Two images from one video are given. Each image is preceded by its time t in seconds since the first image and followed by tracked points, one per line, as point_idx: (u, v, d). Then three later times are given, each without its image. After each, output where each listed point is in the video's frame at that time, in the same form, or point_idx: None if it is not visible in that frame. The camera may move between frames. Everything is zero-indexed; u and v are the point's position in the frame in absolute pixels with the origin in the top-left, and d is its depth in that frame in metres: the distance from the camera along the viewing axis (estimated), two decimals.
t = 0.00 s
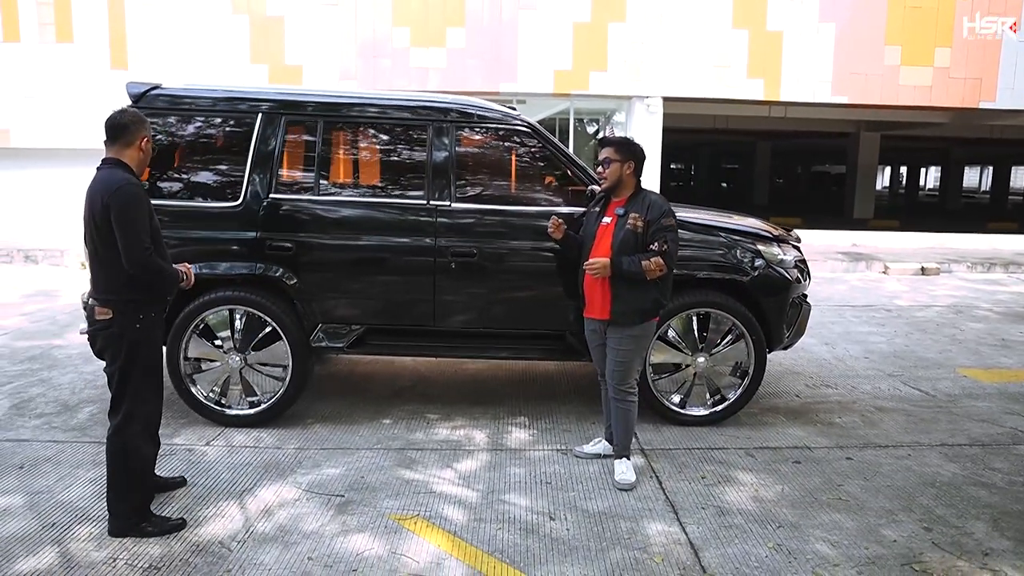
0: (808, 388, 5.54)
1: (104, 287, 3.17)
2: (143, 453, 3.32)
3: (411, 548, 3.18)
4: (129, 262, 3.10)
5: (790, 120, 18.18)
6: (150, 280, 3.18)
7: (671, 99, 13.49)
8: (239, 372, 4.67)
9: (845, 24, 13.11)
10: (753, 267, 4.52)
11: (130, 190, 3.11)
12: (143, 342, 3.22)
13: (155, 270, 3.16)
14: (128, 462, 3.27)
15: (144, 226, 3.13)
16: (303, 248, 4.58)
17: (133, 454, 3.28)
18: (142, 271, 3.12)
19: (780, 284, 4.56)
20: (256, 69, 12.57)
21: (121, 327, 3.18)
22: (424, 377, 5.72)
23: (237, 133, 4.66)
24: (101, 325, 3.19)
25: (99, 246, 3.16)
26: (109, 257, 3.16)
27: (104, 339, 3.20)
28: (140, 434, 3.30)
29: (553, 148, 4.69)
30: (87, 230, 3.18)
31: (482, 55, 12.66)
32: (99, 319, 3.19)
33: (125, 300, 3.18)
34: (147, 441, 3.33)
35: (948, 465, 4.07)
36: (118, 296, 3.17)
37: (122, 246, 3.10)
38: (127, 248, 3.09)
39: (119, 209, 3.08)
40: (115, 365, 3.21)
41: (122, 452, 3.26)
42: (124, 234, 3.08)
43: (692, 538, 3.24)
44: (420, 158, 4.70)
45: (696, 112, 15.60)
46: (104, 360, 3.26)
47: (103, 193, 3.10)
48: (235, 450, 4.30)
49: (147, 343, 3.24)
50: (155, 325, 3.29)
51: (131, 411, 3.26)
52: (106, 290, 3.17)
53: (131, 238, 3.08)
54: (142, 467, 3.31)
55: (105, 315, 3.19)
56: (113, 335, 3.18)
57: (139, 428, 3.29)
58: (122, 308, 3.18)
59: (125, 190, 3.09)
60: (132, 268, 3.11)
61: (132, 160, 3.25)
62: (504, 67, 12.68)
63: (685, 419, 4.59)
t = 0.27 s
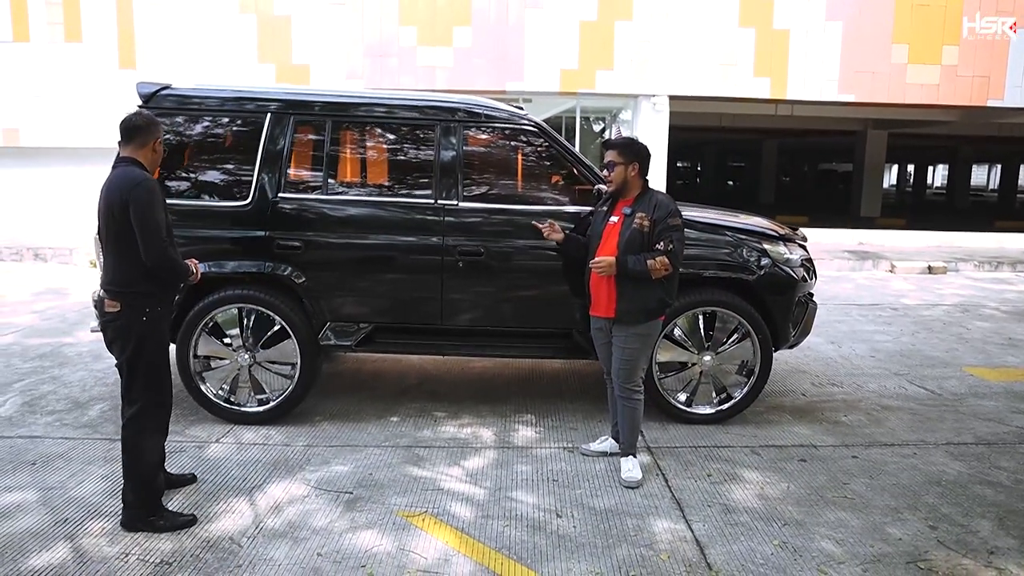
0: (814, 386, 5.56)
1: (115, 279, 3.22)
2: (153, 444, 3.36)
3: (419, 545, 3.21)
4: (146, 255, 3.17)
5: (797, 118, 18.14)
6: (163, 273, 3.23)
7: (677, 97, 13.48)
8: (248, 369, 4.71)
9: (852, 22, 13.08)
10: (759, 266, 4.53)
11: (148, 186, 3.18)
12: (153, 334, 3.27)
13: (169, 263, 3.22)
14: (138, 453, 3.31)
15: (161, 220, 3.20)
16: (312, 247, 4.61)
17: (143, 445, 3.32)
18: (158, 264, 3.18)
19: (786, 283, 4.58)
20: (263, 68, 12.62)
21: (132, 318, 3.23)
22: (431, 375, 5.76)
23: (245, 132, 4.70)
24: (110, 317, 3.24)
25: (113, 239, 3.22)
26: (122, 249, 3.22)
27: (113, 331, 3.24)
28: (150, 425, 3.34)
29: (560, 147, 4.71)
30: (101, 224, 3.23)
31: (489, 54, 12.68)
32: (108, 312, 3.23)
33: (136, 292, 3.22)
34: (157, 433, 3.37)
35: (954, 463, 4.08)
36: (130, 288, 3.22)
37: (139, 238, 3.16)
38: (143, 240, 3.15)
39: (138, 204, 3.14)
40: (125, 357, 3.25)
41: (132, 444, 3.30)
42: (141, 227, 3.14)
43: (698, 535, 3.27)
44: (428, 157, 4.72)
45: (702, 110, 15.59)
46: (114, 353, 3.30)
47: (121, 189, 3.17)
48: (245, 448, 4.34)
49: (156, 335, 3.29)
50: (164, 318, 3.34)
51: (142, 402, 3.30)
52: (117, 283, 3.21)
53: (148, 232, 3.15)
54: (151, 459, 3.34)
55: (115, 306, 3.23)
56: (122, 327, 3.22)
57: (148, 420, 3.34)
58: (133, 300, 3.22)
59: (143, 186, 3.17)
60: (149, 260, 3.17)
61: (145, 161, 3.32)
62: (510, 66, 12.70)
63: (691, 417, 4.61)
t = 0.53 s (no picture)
0: (818, 386, 5.56)
1: (117, 275, 3.25)
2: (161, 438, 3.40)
3: (424, 543, 3.22)
4: (144, 251, 3.18)
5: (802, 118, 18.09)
6: (162, 269, 3.25)
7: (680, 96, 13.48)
8: (253, 368, 4.73)
9: (856, 21, 13.06)
10: (764, 266, 4.53)
11: (149, 184, 3.20)
12: (155, 329, 3.29)
13: (168, 259, 3.23)
14: (147, 446, 3.37)
15: (161, 217, 3.21)
16: (316, 246, 4.62)
17: (150, 438, 3.37)
18: (156, 260, 3.19)
19: (790, 283, 4.58)
20: (267, 68, 12.65)
21: (134, 314, 3.26)
22: (436, 374, 5.77)
23: (250, 132, 4.71)
24: (115, 313, 3.28)
25: (115, 236, 3.24)
26: (124, 246, 3.23)
27: (117, 326, 3.28)
28: (157, 419, 3.38)
29: (564, 146, 4.72)
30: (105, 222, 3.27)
31: (492, 53, 12.69)
32: (113, 307, 3.27)
33: (138, 288, 3.25)
34: (165, 426, 3.42)
35: (958, 463, 4.08)
36: (132, 283, 3.25)
37: (138, 234, 3.18)
38: (142, 237, 3.17)
39: (139, 202, 3.16)
40: (129, 353, 3.28)
41: (142, 437, 3.37)
42: (140, 224, 3.16)
43: (702, 534, 3.27)
44: (432, 156, 4.73)
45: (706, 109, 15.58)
46: (120, 348, 3.34)
47: (124, 187, 3.19)
48: (250, 446, 4.36)
49: (159, 329, 3.31)
50: (167, 313, 3.36)
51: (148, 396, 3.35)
52: (120, 278, 3.25)
53: (147, 228, 3.16)
54: (160, 452, 3.39)
55: (118, 302, 3.27)
56: (125, 322, 3.26)
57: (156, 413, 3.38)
58: (135, 296, 3.26)
59: (145, 185, 3.18)
60: (147, 257, 3.19)
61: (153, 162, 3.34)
62: (514, 65, 12.71)
63: (695, 416, 4.62)
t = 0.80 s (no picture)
0: (822, 386, 5.55)
1: (122, 271, 3.27)
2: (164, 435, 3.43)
3: (428, 542, 3.23)
4: (150, 247, 3.21)
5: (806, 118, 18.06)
6: (168, 265, 3.27)
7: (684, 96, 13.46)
8: (258, 368, 4.74)
9: (861, 20, 13.04)
10: (768, 266, 4.53)
11: (157, 183, 3.23)
12: (159, 325, 3.31)
13: (173, 256, 3.25)
14: (150, 443, 3.39)
15: (168, 215, 3.24)
16: (321, 246, 4.63)
17: (154, 435, 3.39)
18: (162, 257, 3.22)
19: (794, 283, 4.58)
20: (271, 68, 12.67)
21: (136, 310, 3.27)
22: (440, 374, 5.78)
23: (255, 132, 4.73)
24: (118, 310, 3.29)
25: (122, 232, 3.27)
26: (129, 243, 3.26)
27: (120, 323, 3.29)
28: (161, 415, 3.40)
29: (568, 147, 4.72)
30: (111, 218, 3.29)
31: (496, 53, 12.70)
32: (117, 303, 3.29)
33: (141, 284, 3.27)
34: (169, 422, 3.44)
35: (963, 464, 4.07)
36: (135, 280, 3.26)
37: (146, 231, 3.20)
38: (148, 234, 3.20)
39: (147, 199, 3.19)
40: (132, 349, 3.30)
41: (145, 434, 3.39)
42: (148, 221, 3.19)
43: (705, 534, 3.28)
44: (436, 157, 4.74)
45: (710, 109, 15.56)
46: (122, 344, 3.35)
47: (133, 185, 3.22)
48: (255, 446, 4.37)
49: (162, 325, 3.32)
50: (170, 310, 3.37)
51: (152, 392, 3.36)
52: (124, 275, 3.27)
53: (154, 225, 3.19)
54: (163, 448, 3.41)
55: (122, 298, 3.28)
56: (128, 319, 3.27)
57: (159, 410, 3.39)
58: (138, 292, 3.27)
59: (153, 184, 3.22)
60: (153, 253, 3.21)
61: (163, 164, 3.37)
62: (518, 65, 12.71)
63: (699, 417, 4.62)
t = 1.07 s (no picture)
0: (826, 386, 5.54)
1: (126, 270, 3.28)
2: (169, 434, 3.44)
3: (432, 541, 3.24)
4: (158, 247, 3.22)
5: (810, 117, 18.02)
6: (175, 265, 3.28)
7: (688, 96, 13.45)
8: (262, 367, 4.75)
9: (865, 19, 13.01)
10: (771, 266, 4.53)
11: (166, 182, 3.24)
12: (163, 325, 3.32)
13: (180, 256, 3.27)
14: (156, 442, 3.40)
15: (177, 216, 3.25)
16: (324, 245, 4.64)
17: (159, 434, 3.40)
18: (170, 257, 3.23)
19: (798, 282, 4.57)
20: (275, 67, 12.69)
21: (141, 309, 3.28)
22: (443, 373, 5.79)
23: (259, 132, 4.74)
24: (121, 309, 3.30)
25: (128, 232, 3.27)
26: (137, 242, 3.27)
27: (124, 322, 3.30)
28: (165, 414, 3.41)
29: (571, 146, 4.72)
30: (117, 217, 3.29)
31: (500, 53, 12.70)
32: (120, 302, 3.29)
33: (146, 283, 3.28)
34: (174, 421, 3.45)
35: (967, 464, 4.06)
36: (140, 279, 3.27)
37: (154, 230, 3.22)
38: (157, 234, 3.21)
39: (156, 199, 3.20)
40: (137, 348, 3.31)
41: (151, 432, 3.40)
42: (156, 221, 3.20)
43: (709, 534, 3.27)
44: (440, 156, 4.75)
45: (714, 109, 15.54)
46: (126, 343, 3.36)
47: (141, 184, 3.23)
48: (259, 445, 4.38)
49: (166, 325, 3.33)
50: (173, 310, 3.38)
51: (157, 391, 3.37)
52: (128, 274, 3.27)
53: (163, 225, 3.20)
54: (168, 447, 3.42)
55: (126, 297, 3.29)
56: (132, 318, 3.28)
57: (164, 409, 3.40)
58: (143, 292, 3.28)
59: (162, 184, 3.23)
60: (162, 253, 3.23)
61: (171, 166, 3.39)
62: (522, 64, 12.71)
63: (703, 416, 4.62)
